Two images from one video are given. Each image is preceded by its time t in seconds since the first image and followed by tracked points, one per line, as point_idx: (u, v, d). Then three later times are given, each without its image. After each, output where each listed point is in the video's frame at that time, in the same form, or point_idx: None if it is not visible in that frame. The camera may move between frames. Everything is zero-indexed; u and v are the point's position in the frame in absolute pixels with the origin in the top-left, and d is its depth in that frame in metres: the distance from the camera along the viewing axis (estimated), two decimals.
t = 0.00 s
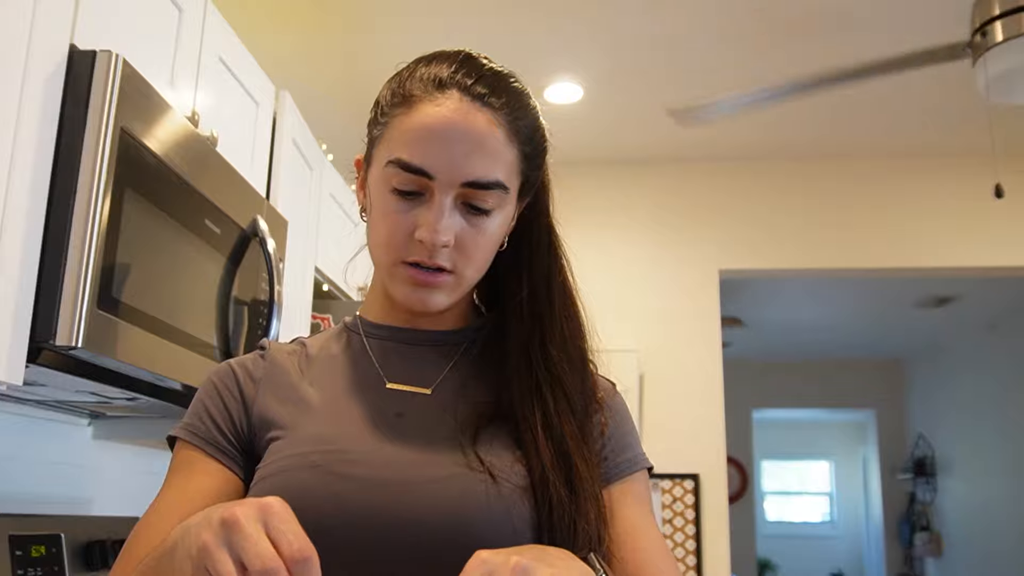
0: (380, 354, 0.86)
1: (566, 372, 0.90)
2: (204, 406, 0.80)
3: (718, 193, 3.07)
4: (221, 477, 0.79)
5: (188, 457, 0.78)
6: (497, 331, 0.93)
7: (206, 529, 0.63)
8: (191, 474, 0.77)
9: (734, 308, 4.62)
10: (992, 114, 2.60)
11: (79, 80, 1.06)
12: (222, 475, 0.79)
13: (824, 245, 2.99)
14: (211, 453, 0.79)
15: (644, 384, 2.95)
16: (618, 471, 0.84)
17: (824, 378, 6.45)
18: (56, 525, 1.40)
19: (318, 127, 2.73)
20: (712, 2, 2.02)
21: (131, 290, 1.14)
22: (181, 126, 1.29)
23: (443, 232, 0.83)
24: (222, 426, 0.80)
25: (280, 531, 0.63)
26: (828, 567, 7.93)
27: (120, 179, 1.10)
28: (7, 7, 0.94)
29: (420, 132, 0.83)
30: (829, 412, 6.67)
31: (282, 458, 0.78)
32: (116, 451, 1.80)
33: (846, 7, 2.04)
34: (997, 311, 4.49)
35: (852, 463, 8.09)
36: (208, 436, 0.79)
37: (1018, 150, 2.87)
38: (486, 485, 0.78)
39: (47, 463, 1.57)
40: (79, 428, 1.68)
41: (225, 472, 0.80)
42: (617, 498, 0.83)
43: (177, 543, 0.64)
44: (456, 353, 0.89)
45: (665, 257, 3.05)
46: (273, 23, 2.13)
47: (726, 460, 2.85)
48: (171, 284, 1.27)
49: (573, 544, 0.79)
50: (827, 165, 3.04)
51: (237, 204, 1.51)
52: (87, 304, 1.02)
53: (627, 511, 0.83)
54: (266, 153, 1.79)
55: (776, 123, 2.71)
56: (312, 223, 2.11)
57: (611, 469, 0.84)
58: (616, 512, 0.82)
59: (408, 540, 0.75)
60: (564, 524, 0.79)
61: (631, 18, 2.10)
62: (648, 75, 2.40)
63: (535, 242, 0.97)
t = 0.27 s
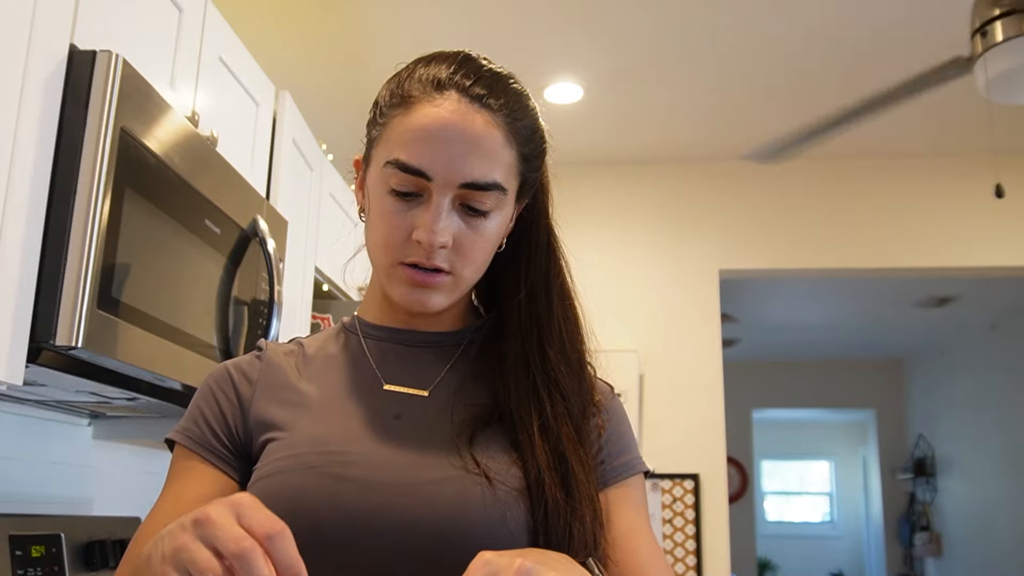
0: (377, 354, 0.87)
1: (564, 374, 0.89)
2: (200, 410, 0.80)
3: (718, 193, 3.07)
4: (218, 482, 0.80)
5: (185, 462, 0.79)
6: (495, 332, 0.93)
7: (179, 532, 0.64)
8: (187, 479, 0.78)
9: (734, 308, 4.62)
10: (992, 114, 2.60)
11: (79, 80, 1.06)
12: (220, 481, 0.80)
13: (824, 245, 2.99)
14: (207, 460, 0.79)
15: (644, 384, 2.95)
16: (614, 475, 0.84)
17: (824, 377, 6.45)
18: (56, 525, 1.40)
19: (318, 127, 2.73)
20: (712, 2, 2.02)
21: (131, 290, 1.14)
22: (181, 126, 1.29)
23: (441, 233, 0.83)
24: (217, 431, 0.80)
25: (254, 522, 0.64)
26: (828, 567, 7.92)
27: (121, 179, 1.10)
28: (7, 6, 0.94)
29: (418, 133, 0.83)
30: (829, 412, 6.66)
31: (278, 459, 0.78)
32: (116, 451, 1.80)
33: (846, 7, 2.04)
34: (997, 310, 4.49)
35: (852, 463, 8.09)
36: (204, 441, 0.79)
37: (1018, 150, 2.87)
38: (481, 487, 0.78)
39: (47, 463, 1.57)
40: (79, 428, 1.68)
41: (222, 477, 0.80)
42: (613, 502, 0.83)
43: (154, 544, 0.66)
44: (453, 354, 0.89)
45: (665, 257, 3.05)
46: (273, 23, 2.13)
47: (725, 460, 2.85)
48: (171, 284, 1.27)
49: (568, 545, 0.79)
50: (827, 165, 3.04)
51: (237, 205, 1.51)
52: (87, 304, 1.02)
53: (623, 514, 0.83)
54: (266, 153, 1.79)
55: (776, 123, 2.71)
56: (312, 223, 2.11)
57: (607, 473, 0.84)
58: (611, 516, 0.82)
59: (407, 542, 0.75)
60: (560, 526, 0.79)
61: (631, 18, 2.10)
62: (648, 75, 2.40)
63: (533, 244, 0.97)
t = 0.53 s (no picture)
0: (377, 353, 0.87)
1: (564, 372, 0.90)
2: (198, 411, 0.80)
3: (717, 192, 3.07)
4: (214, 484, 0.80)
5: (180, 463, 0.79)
6: (495, 331, 0.93)
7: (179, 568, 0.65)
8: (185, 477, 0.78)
9: (734, 308, 4.62)
10: (992, 114, 2.60)
11: (79, 80, 1.06)
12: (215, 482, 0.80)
13: (824, 245, 2.99)
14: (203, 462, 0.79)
15: (644, 384, 2.95)
16: (615, 473, 0.84)
17: (824, 377, 6.45)
18: (56, 525, 1.40)
19: (318, 127, 2.73)
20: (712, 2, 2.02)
21: (131, 290, 1.14)
22: (181, 126, 1.28)
23: (443, 230, 0.83)
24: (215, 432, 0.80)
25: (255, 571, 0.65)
26: (828, 567, 7.92)
27: (121, 179, 1.09)
28: (8, 6, 0.94)
29: (420, 130, 0.83)
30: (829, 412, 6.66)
31: (278, 457, 0.78)
32: (116, 451, 1.80)
33: (847, 7, 2.04)
34: (996, 310, 4.49)
35: (852, 463, 8.09)
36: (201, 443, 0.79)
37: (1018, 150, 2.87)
38: (481, 484, 0.78)
39: (47, 463, 1.57)
40: (79, 428, 1.68)
41: (219, 478, 0.80)
42: (613, 499, 0.83)
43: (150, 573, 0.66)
44: (452, 353, 0.89)
45: (664, 257, 3.05)
46: (273, 23, 2.13)
47: (726, 460, 2.85)
48: (171, 285, 1.27)
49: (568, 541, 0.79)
50: (827, 164, 3.04)
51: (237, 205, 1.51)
52: (87, 304, 1.02)
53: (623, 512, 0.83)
54: (266, 153, 1.79)
55: (776, 123, 2.71)
56: (313, 223, 2.11)
57: (608, 471, 0.84)
58: (612, 514, 0.83)
59: (408, 540, 0.75)
60: (559, 522, 0.79)
61: (631, 18, 2.10)
62: (648, 75, 2.40)
63: (533, 243, 0.97)
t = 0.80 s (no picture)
0: (379, 353, 0.87)
1: (566, 373, 0.90)
2: (199, 409, 0.80)
3: (717, 192, 3.07)
4: (214, 481, 0.80)
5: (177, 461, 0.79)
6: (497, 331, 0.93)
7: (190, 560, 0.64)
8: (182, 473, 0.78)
9: (734, 308, 4.62)
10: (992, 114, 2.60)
11: (79, 80, 1.06)
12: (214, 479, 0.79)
13: (824, 245, 2.99)
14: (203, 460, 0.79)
15: (644, 384, 2.95)
16: (618, 474, 0.84)
17: (823, 377, 6.45)
18: (56, 525, 1.40)
19: (318, 127, 2.73)
20: (710, 2, 2.02)
21: (131, 290, 1.14)
22: (181, 125, 1.29)
23: (446, 221, 0.82)
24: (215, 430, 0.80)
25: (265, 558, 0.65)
26: (828, 567, 7.92)
27: (121, 179, 1.09)
28: (7, 6, 0.94)
29: (423, 122, 0.84)
30: (829, 412, 6.66)
31: (279, 457, 0.78)
32: (116, 450, 1.80)
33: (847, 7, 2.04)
34: (996, 310, 4.49)
35: (852, 462, 8.09)
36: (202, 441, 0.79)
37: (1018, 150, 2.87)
38: (484, 484, 0.78)
39: (47, 463, 1.57)
40: (78, 428, 1.68)
41: (218, 476, 0.80)
42: (615, 499, 0.84)
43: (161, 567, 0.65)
44: (455, 351, 0.89)
45: (664, 256, 3.05)
46: (273, 23, 2.12)
47: (726, 460, 2.85)
48: (171, 284, 1.27)
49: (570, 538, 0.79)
50: (828, 164, 3.04)
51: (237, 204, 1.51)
52: (87, 304, 1.02)
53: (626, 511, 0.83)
54: (266, 153, 1.79)
55: (776, 124, 2.71)
56: (313, 223, 2.11)
57: (610, 470, 0.84)
58: (613, 514, 0.83)
59: (410, 540, 0.75)
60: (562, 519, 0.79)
61: (632, 17, 2.10)
62: (649, 75, 2.40)
63: (534, 243, 0.97)
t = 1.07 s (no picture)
0: (381, 351, 0.87)
1: (569, 375, 0.90)
2: (201, 404, 0.80)
3: (718, 192, 3.07)
4: (214, 476, 0.80)
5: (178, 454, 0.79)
6: (499, 330, 0.93)
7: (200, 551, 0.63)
8: (180, 467, 0.78)
9: (734, 308, 4.62)
10: (993, 114, 2.60)
11: (79, 81, 1.06)
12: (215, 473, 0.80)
13: (824, 245, 2.99)
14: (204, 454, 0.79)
15: (644, 384, 2.95)
16: (620, 478, 0.84)
17: (823, 377, 6.45)
18: (56, 525, 1.40)
19: (318, 127, 2.73)
20: (714, 1, 2.02)
21: (131, 289, 1.14)
22: (181, 125, 1.28)
23: (451, 218, 0.82)
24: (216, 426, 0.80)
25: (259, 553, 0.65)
26: (828, 567, 7.92)
27: (121, 179, 1.09)
28: (7, 6, 0.94)
29: (429, 119, 0.84)
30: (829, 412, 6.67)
31: (280, 455, 0.78)
32: (116, 450, 1.80)
33: (847, 7, 2.04)
34: (997, 310, 4.50)
35: (852, 463, 8.09)
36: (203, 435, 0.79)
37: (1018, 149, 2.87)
38: (485, 484, 0.78)
39: (47, 463, 1.57)
40: (79, 428, 1.68)
41: (217, 472, 0.80)
42: (614, 501, 0.84)
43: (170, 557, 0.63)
44: (458, 351, 0.89)
45: (664, 256, 3.05)
46: (274, 23, 2.12)
47: (726, 460, 2.85)
48: (171, 284, 1.27)
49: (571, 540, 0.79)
50: (828, 164, 3.04)
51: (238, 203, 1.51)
52: (87, 304, 1.02)
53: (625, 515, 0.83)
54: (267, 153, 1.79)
55: (776, 124, 2.71)
56: (313, 223, 2.11)
57: (611, 473, 0.84)
58: (614, 518, 0.83)
59: (411, 540, 0.75)
60: (563, 521, 0.79)
61: (631, 17, 2.10)
62: (648, 75, 2.40)
63: (538, 244, 0.97)
